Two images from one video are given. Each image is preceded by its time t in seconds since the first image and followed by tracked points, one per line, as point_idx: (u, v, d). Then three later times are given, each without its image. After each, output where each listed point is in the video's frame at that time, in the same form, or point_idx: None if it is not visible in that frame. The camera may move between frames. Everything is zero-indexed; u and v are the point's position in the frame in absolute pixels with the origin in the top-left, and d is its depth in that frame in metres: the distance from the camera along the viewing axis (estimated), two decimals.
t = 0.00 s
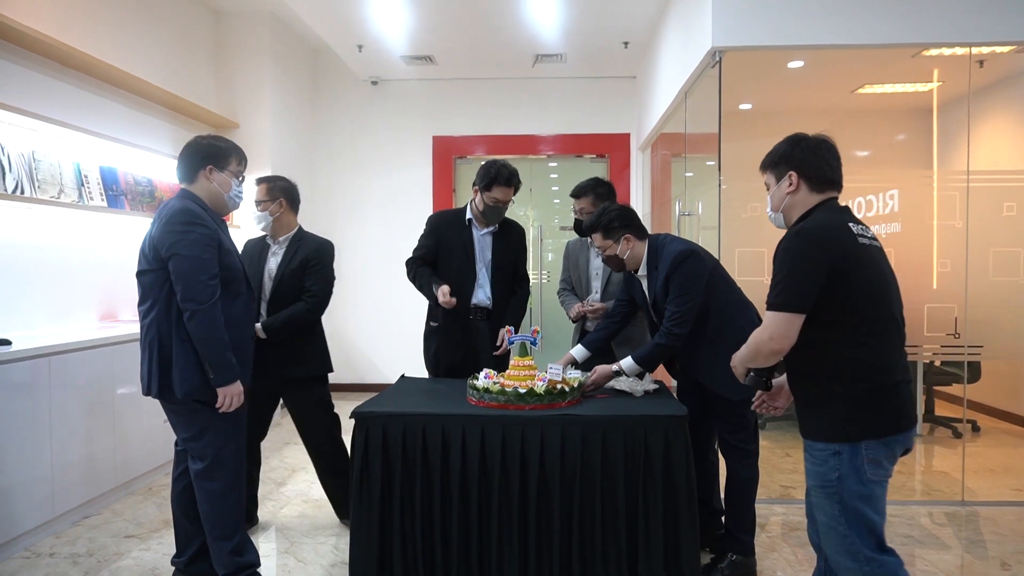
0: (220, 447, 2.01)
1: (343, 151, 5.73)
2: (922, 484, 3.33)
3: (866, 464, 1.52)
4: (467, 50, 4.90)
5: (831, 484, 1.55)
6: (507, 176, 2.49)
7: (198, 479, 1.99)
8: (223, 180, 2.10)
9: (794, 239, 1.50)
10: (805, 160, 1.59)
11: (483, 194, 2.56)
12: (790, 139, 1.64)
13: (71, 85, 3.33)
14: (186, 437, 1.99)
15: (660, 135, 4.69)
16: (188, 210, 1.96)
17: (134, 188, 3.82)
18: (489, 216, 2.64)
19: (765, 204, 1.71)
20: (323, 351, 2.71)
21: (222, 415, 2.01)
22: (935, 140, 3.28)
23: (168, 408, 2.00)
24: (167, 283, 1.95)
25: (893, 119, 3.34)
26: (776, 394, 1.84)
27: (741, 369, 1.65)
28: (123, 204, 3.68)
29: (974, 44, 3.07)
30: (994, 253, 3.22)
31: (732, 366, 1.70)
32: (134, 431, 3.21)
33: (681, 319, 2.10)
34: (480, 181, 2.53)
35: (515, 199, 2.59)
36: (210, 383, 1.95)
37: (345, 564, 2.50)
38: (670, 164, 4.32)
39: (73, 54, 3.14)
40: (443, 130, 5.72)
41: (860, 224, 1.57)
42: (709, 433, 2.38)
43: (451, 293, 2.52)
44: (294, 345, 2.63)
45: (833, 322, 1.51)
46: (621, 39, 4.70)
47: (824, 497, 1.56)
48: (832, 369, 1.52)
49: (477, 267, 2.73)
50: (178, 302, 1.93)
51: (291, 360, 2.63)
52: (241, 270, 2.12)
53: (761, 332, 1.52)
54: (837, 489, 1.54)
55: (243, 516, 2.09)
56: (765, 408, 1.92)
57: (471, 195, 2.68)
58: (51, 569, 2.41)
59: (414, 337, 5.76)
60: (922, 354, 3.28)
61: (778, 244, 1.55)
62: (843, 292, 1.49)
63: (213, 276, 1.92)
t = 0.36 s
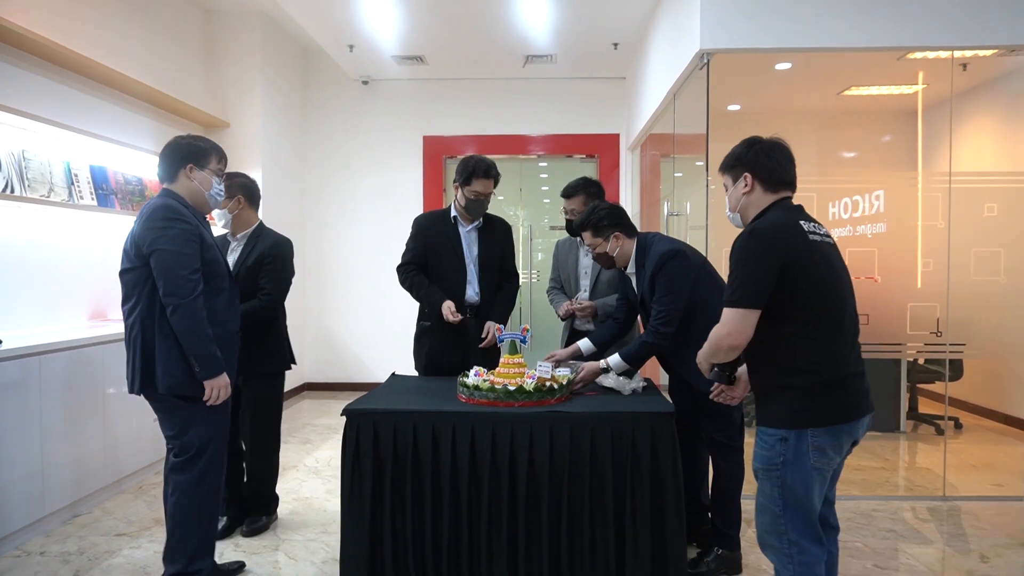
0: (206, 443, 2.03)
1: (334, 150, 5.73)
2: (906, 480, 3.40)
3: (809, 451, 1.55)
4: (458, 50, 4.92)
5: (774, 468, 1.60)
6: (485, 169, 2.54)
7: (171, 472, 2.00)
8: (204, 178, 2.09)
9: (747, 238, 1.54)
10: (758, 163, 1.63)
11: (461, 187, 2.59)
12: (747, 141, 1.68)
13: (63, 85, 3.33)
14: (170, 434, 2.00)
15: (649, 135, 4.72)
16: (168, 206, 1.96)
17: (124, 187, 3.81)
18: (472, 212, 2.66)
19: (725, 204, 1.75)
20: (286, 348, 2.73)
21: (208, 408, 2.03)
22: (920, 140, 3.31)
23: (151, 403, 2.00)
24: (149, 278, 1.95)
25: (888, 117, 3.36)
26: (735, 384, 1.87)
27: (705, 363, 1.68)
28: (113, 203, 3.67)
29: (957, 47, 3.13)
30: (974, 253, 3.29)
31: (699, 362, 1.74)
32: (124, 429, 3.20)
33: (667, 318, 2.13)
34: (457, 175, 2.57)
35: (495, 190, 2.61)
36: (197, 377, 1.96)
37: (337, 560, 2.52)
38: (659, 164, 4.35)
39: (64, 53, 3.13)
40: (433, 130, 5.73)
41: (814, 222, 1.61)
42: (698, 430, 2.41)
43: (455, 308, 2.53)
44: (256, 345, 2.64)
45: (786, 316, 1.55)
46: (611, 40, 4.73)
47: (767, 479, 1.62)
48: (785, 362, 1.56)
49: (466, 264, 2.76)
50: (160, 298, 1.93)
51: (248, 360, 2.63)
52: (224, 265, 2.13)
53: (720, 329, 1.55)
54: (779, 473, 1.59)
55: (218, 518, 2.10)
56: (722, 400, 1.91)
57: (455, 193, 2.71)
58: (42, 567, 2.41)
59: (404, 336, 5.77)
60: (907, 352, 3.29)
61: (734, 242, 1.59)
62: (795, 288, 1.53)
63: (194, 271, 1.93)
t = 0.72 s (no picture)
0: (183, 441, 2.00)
1: (321, 149, 5.72)
2: (888, 474, 3.49)
3: (769, 452, 1.59)
4: (446, 50, 4.93)
5: (739, 467, 1.64)
6: (472, 170, 2.54)
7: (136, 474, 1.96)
8: (185, 175, 2.08)
9: (707, 238, 1.57)
10: (724, 159, 1.66)
11: (450, 189, 2.60)
12: (713, 137, 1.70)
13: (48, 83, 3.30)
14: (139, 434, 1.97)
15: (635, 135, 4.76)
16: (147, 203, 1.96)
17: (110, 185, 3.78)
18: (459, 212, 2.67)
19: (693, 201, 1.78)
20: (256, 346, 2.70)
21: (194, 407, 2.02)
22: (901, 145, 3.32)
23: (127, 403, 1.98)
24: (128, 277, 1.95)
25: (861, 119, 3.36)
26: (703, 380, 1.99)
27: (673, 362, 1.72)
28: (99, 202, 3.64)
29: (936, 49, 3.22)
30: (953, 251, 3.36)
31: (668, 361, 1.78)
32: (111, 429, 3.18)
33: (655, 313, 2.16)
34: (446, 175, 2.57)
35: (482, 191, 2.62)
36: (180, 377, 1.95)
37: (326, 557, 2.52)
38: (646, 163, 4.39)
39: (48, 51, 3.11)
40: (421, 129, 5.73)
41: (777, 221, 1.64)
42: (684, 425, 2.43)
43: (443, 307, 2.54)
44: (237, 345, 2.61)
45: (747, 316, 1.58)
46: (598, 39, 4.76)
47: (733, 480, 1.66)
48: (746, 362, 1.59)
49: (454, 262, 2.77)
50: (139, 297, 1.93)
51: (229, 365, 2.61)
52: (207, 263, 2.13)
53: (681, 328, 1.59)
54: (744, 473, 1.63)
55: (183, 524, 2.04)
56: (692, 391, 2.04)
57: (442, 193, 2.71)
58: (29, 567, 2.40)
59: (393, 335, 5.77)
60: (889, 349, 3.35)
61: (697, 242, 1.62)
62: (754, 288, 1.56)
63: (175, 269, 1.92)
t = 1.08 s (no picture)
0: (161, 442, 1.99)
1: (317, 144, 5.71)
2: (878, 472, 3.55)
3: (748, 455, 1.61)
4: (444, 47, 4.93)
5: (717, 469, 1.66)
6: (478, 185, 2.52)
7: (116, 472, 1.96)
8: (175, 167, 2.08)
9: (687, 243, 1.58)
10: (700, 164, 1.68)
11: (451, 200, 2.60)
12: (690, 141, 1.73)
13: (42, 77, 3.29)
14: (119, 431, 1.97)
15: (632, 134, 4.77)
16: (130, 196, 1.95)
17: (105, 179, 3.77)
18: (460, 221, 2.68)
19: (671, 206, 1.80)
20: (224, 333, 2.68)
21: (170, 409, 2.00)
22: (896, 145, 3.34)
23: (107, 399, 1.99)
24: (109, 272, 1.95)
25: (850, 124, 3.38)
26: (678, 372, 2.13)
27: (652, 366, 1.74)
28: (94, 196, 3.63)
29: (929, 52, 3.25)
30: (944, 252, 3.39)
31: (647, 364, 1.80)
32: (105, 423, 3.18)
33: (650, 311, 2.17)
34: (449, 188, 2.55)
35: (482, 208, 2.62)
36: (154, 376, 1.93)
37: (320, 551, 2.54)
38: (641, 162, 4.40)
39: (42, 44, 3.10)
40: (418, 126, 5.73)
41: (756, 226, 1.65)
42: (677, 423, 2.45)
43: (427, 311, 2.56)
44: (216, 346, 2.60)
45: (726, 320, 1.60)
46: (595, 38, 4.77)
47: (711, 482, 1.67)
48: (727, 366, 1.61)
49: (446, 269, 2.78)
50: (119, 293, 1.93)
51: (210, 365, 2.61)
52: (193, 259, 2.12)
53: (656, 333, 1.61)
54: (722, 476, 1.65)
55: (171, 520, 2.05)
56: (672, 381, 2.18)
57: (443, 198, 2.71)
58: (23, 559, 2.41)
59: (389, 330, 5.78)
60: (881, 348, 3.38)
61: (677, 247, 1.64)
62: (733, 293, 1.58)
63: (156, 264, 1.92)
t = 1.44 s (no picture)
0: (159, 443, 2.00)
1: (320, 142, 5.72)
2: (881, 467, 3.54)
3: (739, 446, 1.62)
4: (445, 44, 4.92)
5: (708, 463, 1.66)
6: (475, 194, 2.51)
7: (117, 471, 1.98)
8: (171, 163, 2.09)
9: (668, 242, 1.60)
10: (676, 170, 1.70)
11: (447, 208, 2.60)
12: (667, 149, 1.76)
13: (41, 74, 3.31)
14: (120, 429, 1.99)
15: (633, 130, 4.77)
16: (127, 194, 1.96)
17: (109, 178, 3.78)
18: (459, 224, 2.68)
19: (650, 212, 1.83)
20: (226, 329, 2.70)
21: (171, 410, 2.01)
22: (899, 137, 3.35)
23: (108, 400, 2.00)
24: (106, 270, 1.95)
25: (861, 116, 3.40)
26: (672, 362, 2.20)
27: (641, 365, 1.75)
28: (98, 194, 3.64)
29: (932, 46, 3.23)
30: (948, 246, 3.37)
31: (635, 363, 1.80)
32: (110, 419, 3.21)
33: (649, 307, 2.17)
34: (445, 194, 2.55)
35: (477, 217, 2.60)
36: (154, 378, 1.95)
37: (324, 546, 2.56)
38: (644, 158, 4.39)
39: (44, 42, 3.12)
40: (420, 123, 5.74)
41: (735, 224, 1.68)
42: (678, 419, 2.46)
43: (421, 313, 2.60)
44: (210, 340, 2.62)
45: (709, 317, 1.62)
46: (596, 34, 4.76)
47: (701, 475, 1.67)
48: (713, 361, 1.62)
49: (441, 271, 2.79)
50: (118, 292, 1.94)
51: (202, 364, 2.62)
52: (192, 258, 2.13)
53: (644, 330, 1.62)
54: (713, 469, 1.65)
55: (175, 517, 2.07)
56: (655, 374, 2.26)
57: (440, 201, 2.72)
58: (30, 554, 2.43)
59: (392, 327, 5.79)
60: (884, 344, 3.38)
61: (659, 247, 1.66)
62: (716, 289, 1.59)
63: (154, 263, 1.93)
